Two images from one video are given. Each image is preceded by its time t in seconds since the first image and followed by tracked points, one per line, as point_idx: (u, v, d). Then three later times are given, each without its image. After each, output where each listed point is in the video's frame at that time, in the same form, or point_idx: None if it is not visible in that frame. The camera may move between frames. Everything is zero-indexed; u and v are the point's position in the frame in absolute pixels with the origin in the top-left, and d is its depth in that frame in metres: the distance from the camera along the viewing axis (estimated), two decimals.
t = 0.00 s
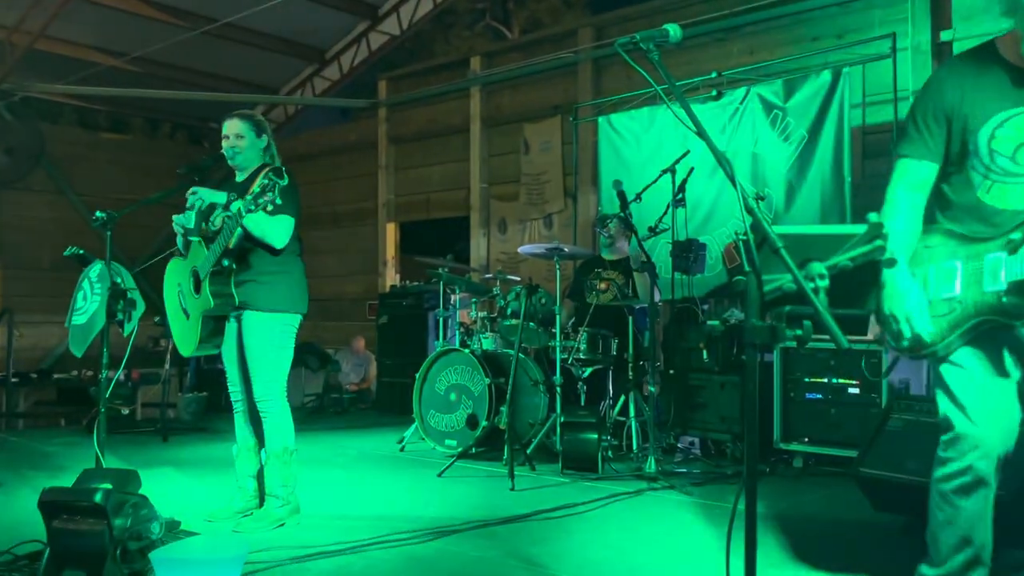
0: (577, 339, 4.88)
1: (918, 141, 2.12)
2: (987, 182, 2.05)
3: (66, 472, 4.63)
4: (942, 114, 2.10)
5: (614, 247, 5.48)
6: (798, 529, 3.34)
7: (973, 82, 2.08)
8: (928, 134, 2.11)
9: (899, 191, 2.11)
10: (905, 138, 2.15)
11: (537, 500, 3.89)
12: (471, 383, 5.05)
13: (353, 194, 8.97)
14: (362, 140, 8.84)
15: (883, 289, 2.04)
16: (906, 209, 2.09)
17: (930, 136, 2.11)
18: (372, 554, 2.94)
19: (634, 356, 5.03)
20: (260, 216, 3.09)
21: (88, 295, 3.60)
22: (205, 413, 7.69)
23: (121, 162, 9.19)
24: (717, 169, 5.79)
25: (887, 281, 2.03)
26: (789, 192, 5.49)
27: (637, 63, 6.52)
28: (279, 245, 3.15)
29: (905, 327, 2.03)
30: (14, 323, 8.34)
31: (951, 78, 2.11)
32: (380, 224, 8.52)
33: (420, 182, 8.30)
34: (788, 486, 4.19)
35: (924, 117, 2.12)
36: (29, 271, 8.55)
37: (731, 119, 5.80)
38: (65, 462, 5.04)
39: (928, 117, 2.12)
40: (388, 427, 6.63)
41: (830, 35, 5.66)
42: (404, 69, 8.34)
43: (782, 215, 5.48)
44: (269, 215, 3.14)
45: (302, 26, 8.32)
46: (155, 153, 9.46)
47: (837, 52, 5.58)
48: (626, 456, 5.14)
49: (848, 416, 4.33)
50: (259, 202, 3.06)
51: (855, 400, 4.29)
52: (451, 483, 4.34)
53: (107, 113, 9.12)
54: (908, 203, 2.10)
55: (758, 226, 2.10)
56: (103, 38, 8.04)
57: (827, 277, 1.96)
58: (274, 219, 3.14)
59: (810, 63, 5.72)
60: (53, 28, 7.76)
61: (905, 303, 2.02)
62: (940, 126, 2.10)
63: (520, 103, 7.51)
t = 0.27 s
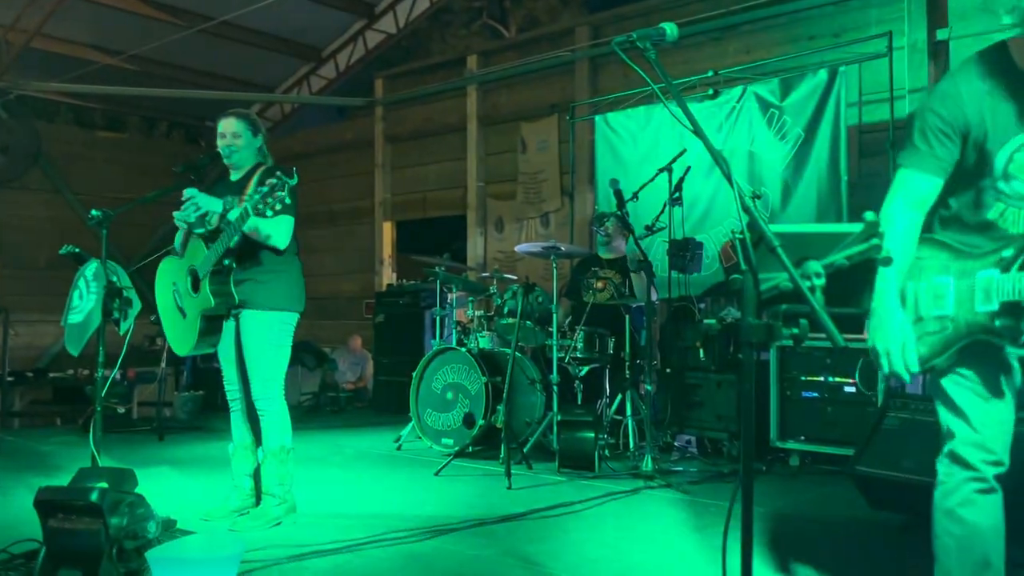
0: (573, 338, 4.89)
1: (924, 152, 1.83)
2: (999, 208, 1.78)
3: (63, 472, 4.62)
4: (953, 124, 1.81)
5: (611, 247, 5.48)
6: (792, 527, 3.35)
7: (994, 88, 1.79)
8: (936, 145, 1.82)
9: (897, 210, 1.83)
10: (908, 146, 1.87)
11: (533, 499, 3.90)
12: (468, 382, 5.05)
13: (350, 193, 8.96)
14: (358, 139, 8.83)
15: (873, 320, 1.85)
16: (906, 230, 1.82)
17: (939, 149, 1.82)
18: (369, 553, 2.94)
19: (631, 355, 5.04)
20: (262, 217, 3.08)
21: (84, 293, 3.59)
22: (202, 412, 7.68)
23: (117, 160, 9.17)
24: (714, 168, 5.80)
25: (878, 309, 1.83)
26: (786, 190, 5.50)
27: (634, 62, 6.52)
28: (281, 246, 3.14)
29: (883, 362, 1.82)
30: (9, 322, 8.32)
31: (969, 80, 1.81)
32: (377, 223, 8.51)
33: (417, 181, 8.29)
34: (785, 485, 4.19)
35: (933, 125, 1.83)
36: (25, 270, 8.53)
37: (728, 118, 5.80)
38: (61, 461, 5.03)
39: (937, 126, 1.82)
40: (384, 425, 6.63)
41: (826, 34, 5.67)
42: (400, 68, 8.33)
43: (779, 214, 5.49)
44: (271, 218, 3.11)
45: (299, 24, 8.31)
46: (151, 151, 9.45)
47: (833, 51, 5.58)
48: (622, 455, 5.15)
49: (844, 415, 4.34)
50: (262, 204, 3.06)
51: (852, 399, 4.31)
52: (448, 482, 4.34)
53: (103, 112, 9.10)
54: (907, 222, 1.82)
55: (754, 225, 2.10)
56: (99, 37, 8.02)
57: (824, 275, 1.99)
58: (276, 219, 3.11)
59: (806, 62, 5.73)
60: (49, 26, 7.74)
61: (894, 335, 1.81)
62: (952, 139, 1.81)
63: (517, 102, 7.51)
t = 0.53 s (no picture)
0: (570, 336, 4.89)
1: (923, 205, 1.65)
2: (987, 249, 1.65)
3: (57, 471, 4.61)
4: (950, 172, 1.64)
5: (607, 246, 5.48)
6: (787, 526, 3.36)
7: (990, 131, 1.63)
8: (935, 198, 1.64)
9: (904, 270, 1.63)
10: (901, 197, 1.70)
11: (529, 498, 3.90)
12: (464, 381, 5.05)
13: (346, 192, 8.95)
14: (354, 137, 8.82)
15: (882, 396, 1.67)
16: (915, 289, 1.63)
17: (937, 200, 1.65)
18: (365, 552, 2.94)
19: (627, 354, 5.05)
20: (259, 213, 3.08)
21: (79, 292, 3.59)
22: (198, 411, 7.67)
23: (112, 158, 9.15)
24: (710, 168, 5.80)
25: (889, 384, 1.65)
26: (782, 189, 5.51)
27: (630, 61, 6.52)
28: (281, 243, 3.17)
29: (890, 443, 1.65)
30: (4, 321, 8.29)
31: (963, 126, 1.65)
32: (373, 222, 8.50)
33: (413, 180, 8.29)
34: (780, 483, 4.19)
35: (927, 174, 1.65)
36: (19, 269, 8.51)
37: (723, 117, 5.81)
38: (56, 460, 5.02)
39: (932, 177, 1.65)
40: (380, 424, 6.62)
41: (822, 34, 5.67)
42: (396, 66, 8.31)
43: (775, 213, 5.50)
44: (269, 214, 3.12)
45: (294, 23, 8.29)
46: (146, 150, 9.42)
47: (829, 51, 5.59)
48: (618, 454, 5.14)
49: (841, 413, 4.34)
50: (260, 200, 3.07)
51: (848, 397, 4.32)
52: (444, 481, 4.34)
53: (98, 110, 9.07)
54: (913, 281, 1.63)
55: (751, 224, 2.09)
56: (94, 34, 8.00)
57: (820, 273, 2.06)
58: (274, 216, 3.12)
59: (802, 61, 5.73)
60: (44, 24, 7.72)
61: (906, 412, 1.63)
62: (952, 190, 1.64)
63: (513, 101, 7.51)
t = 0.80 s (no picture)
0: (563, 335, 4.91)
1: (917, 283, 1.40)
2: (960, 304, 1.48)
3: (49, 469, 4.60)
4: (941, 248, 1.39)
5: (600, 244, 5.50)
6: (777, 524, 3.38)
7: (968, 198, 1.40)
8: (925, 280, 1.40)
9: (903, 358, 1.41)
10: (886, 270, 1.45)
11: (522, 496, 3.91)
12: (457, 379, 5.06)
13: (339, 190, 8.94)
14: (348, 135, 8.82)
15: (893, 505, 1.46)
16: (914, 378, 1.42)
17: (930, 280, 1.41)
18: (358, 550, 2.94)
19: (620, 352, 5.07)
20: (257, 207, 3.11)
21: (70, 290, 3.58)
22: (190, 408, 7.66)
23: (105, 155, 9.12)
24: (703, 167, 5.82)
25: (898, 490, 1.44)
26: (775, 188, 5.53)
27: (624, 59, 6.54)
28: (280, 241, 3.24)
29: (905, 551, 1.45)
30: None
31: (947, 195, 1.40)
32: (366, 220, 8.50)
33: (407, 178, 8.28)
34: (772, 482, 4.21)
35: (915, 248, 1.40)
36: (11, 266, 8.47)
37: (717, 116, 5.82)
38: (47, 458, 5.00)
39: (922, 252, 1.40)
40: (373, 423, 6.62)
41: (815, 34, 5.69)
42: (390, 64, 8.30)
43: (767, 212, 5.51)
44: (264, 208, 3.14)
45: (288, 20, 8.28)
46: (139, 147, 9.40)
47: (822, 51, 5.61)
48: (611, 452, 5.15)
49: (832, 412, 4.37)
50: (257, 194, 3.09)
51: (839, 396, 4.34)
52: (437, 479, 4.35)
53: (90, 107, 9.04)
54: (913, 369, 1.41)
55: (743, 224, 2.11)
56: (87, 31, 7.97)
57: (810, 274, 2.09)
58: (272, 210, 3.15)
59: (795, 61, 5.75)
60: (36, 20, 7.69)
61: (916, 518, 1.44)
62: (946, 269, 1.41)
63: (507, 99, 7.51)
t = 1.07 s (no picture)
0: (556, 334, 4.91)
1: (911, 325, 1.46)
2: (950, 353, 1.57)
3: (40, 468, 4.58)
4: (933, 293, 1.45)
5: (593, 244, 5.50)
6: (769, 523, 3.39)
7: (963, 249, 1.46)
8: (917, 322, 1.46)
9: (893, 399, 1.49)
10: (879, 310, 1.51)
11: (514, 495, 3.91)
12: (449, 378, 5.06)
13: (333, 188, 8.92)
14: (341, 134, 8.80)
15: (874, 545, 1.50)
16: (905, 418, 1.49)
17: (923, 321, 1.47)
18: (351, 549, 2.93)
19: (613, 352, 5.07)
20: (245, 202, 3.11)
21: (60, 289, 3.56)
22: (182, 407, 7.64)
23: (97, 153, 9.09)
24: (696, 168, 5.83)
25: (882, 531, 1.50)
26: (767, 189, 5.55)
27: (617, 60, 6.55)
28: (273, 241, 3.24)
29: None
30: None
31: (943, 237, 1.45)
32: (359, 219, 8.49)
33: (400, 177, 8.27)
34: (763, 481, 4.22)
35: (910, 291, 1.45)
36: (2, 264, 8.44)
37: (710, 116, 5.83)
38: (38, 457, 4.99)
39: (915, 294, 1.46)
40: (366, 422, 6.62)
41: (808, 35, 5.70)
42: (384, 63, 8.30)
43: (760, 213, 5.52)
44: (251, 204, 3.14)
45: (282, 18, 8.26)
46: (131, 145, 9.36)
47: (815, 52, 5.62)
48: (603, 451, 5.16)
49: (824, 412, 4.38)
50: (245, 187, 3.12)
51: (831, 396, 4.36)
52: (429, 478, 4.35)
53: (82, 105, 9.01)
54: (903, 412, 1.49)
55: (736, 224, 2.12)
56: (78, 29, 7.94)
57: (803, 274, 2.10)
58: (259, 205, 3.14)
59: (788, 62, 5.76)
60: (28, 17, 7.65)
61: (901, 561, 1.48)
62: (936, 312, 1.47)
63: (501, 98, 7.51)
